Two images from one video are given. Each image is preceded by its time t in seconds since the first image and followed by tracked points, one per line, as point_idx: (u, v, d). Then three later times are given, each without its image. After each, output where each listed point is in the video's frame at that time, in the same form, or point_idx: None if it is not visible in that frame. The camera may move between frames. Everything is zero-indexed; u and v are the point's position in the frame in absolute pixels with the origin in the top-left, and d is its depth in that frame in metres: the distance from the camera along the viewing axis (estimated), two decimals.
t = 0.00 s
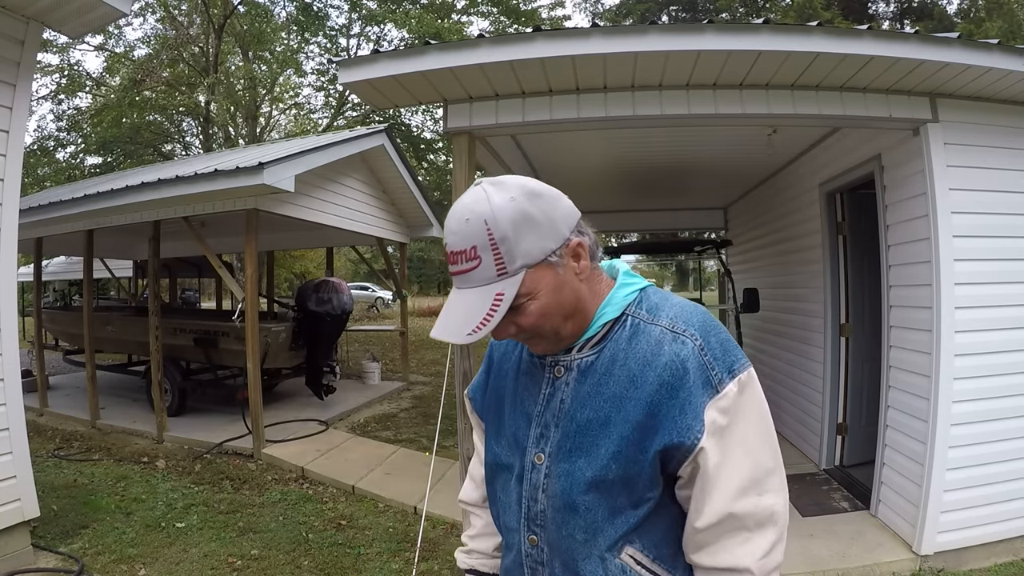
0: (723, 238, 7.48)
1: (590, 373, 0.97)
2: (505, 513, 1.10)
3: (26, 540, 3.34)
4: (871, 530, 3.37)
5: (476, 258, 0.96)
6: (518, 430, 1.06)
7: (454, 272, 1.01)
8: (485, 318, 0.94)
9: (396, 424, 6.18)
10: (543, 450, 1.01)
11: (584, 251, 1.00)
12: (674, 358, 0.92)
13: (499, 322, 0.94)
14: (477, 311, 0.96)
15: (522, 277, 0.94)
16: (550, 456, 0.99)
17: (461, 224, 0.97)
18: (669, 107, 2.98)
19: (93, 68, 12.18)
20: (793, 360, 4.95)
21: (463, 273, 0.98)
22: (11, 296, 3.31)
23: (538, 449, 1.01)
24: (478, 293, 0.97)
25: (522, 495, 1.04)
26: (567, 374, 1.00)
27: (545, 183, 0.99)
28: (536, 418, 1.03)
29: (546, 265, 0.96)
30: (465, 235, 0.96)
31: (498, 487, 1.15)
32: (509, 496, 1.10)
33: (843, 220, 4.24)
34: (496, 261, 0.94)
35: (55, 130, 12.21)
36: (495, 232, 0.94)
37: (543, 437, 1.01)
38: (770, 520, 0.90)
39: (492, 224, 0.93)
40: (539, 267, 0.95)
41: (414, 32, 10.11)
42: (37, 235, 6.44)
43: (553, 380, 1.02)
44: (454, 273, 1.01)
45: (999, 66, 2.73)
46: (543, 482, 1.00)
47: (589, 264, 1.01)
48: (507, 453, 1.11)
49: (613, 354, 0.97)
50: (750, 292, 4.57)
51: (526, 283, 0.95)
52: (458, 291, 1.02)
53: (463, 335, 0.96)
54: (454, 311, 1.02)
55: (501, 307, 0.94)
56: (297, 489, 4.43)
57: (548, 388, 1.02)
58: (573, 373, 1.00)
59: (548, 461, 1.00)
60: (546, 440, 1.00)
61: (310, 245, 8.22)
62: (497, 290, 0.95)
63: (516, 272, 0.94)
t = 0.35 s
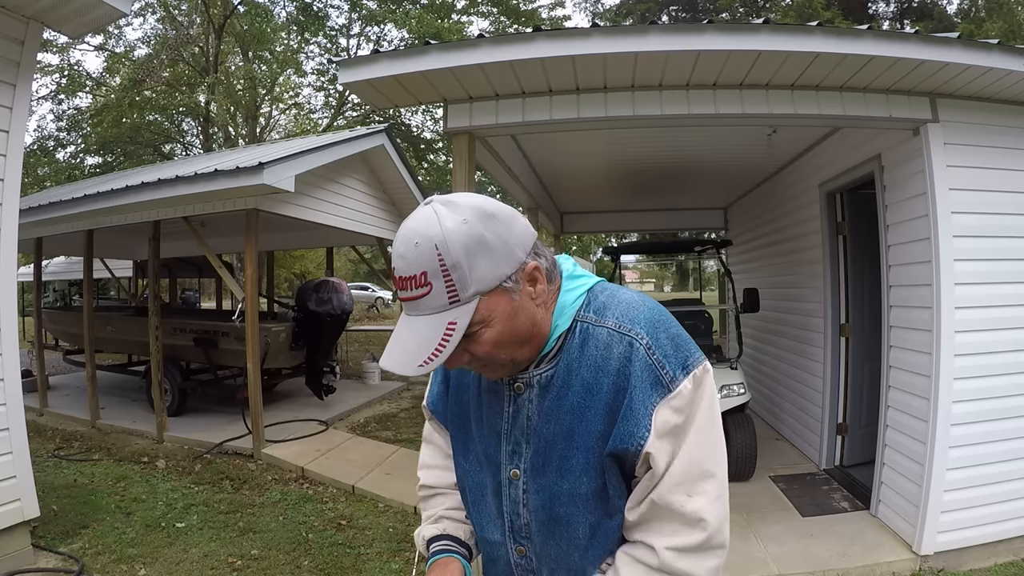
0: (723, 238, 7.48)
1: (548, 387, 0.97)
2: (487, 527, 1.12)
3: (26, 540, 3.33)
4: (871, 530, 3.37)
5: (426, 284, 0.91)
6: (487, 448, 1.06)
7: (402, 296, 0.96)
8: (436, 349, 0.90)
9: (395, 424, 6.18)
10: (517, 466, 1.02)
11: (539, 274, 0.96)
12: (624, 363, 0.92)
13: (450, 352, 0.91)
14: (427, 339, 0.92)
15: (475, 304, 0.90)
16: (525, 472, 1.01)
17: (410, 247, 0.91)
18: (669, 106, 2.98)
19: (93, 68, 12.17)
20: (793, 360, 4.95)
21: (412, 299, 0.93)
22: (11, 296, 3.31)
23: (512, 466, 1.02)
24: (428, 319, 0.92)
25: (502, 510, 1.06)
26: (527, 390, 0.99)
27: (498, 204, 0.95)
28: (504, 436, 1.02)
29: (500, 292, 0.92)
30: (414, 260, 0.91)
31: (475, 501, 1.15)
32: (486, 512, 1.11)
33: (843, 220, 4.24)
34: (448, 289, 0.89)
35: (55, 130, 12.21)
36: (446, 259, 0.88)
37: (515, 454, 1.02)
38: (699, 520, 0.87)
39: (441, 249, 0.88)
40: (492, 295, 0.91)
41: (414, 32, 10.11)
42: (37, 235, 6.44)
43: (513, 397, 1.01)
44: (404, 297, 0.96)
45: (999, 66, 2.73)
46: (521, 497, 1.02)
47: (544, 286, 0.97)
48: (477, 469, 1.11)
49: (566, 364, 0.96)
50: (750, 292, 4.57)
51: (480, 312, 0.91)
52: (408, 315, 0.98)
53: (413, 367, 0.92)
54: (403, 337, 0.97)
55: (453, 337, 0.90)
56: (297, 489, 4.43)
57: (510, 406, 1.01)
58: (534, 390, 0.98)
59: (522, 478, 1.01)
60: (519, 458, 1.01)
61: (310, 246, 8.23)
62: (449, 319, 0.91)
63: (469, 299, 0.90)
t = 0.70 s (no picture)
0: (723, 238, 7.48)
1: (530, 358, 1.01)
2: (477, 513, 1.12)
3: (26, 540, 3.33)
4: (871, 530, 3.37)
5: (441, 269, 0.92)
6: (471, 429, 1.08)
7: (410, 283, 0.95)
8: (451, 329, 0.90)
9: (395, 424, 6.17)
10: (505, 440, 1.05)
11: (530, 268, 1.02)
12: (593, 320, 1.01)
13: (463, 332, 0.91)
14: (440, 323, 0.92)
15: (484, 289, 0.93)
16: (513, 444, 1.04)
17: (425, 233, 0.92)
18: (669, 107, 2.98)
19: (93, 68, 12.16)
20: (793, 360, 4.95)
21: (423, 285, 0.93)
22: (11, 296, 3.31)
23: (499, 441, 1.05)
24: (439, 303, 0.93)
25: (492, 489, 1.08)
26: (512, 365, 1.03)
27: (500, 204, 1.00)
28: (490, 413, 1.05)
29: (505, 278, 0.95)
30: (429, 246, 0.92)
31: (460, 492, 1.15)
32: (476, 492, 1.12)
33: (843, 220, 4.24)
34: (463, 272, 0.91)
35: (55, 130, 12.20)
36: (463, 243, 0.91)
37: (502, 428, 1.05)
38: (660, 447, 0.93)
39: (459, 234, 0.90)
40: (500, 279, 0.94)
41: (414, 32, 10.11)
42: (37, 235, 6.44)
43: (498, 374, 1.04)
44: (413, 284, 0.96)
45: (999, 66, 2.73)
46: (512, 470, 1.04)
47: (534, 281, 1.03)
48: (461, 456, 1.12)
49: (542, 331, 1.01)
50: (750, 292, 4.57)
51: (490, 295, 0.93)
52: (413, 303, 0.97)
53: (428, 348, 0.91)
54: (410, 323, 0.96)
55: (467, 317, 0.91)
56: (297, 489, 4.43)
57: (495, 381, 1.05)
58: (518, 364, 1.02)
59: (510, 449, 1.04)
60: (506, 431, 1.04)
61: (310, 245, 8.23)
62: (463, 301, 0.92)
63: (480, 283, 0.92)
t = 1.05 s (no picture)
0: (723, 238, 7.48)
1: (526, 359, 1.03)
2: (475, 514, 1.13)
3: (26, 540, 3.33)
4: (871, 530, 3.37)
5: (447, 272, 0.93)
6: (467, 432, 1.08)
7: (414, 285, 0.96)
8: (461, 329, 0.91)
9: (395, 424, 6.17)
10: (502, 443, 1.05)
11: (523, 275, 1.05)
12: (587, 319, 1.04)
13: (472, 333, 0.92)
14: (448, 324, 0.92)
15: (488, 290, 0.95)
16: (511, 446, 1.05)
17: (431, 236, 0.93)
18: (669, 107, 2.98)
19: (93, 67, 12.14)
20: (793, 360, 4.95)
21: (429, 287, 0.94)
22: (11, 296, 3.31)
23: (497, 443, 1.05)
24: (446, 305, 0.94)
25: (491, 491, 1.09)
26: (508, 367, 1.04)
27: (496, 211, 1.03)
28: (487, 415, 1.06)
29: (506, 281, 0.98)
30: (434, 248, 0.92)
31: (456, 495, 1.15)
32: (473, 492, 1.13)
33: (843, 220, 4.24)
34: (470, 273, 0.93)
35: (55, 130, 12.20)
36: (470, 244, 0.92)
37: (499, 431, 1.05)
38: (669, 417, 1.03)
39: (466, 235, 0.92)
40: (501, 282, 0.97)
41: (414, 32, 10.12)
42: (37, 235, 6.44)
43: (494, 376, 1.05)
44: (416, 287, 0.96)
45: (999, 66, 2.72)
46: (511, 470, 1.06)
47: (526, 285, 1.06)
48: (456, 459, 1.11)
49: (536, 331, 1.04)
50: (750, 292, 4.57)
51: (494, 297, 0.95)
52: (416, 307, 0.97)
53: (437, 349, 0.91)
54: (414, 325, 0.96)
55: (476, 317, 0.92)
56: (297, 489, 4.43)
57: (491, 384, 1.05)
58: (515, 365, 1.04)
59: (508, 451, 1.04)
60: (503, 433, 1.05)
61: (309, 246, 8.23)
62: (469, 302, 0.93)
63: (485, 284, 0.94)
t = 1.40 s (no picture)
0: (723, 238, 7.49)
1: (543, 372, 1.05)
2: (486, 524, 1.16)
3: (26, 540, 3.34)
4: (871, 530, 3.37)
5: (480, 271, 0.94)
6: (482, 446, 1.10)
7: (445, 285, 0.96)
8: (495, 331, 0.91)
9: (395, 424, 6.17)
10: (515, 458, 1.08)
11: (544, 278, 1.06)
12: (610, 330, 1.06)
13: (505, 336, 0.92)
14: (481, 325, 0.92)
15: (520, 292, 0.96)
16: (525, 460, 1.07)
17: (464, 234, 0.94)
18: (669, 107, 2.98)
19: (93, 67, 12.13)
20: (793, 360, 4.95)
21: (462, 286, 0.95)
22: (11, 296, 3.31)
23: (510, 458, 1.08)
24: (477, 303, 0.94)
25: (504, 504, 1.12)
26: (525, 380, 1.07)
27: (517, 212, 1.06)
28: (500, 430, 1.08)
29: (533, 284, 0.99)
30: (467, 245, 0.94)
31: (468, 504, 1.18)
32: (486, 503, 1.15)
33: (843, 220, 4.24)
34: (504, 273, 0.94)
35: (55, 130, 12.19)
36: (504, 243, 0.94)
37: (513, 446, 1.07)
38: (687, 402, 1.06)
39: (500, 233, 0.94)
40: (530, 285, 0.98)
41: (415, 32, 10.13)
42: (37, 235, 6.44)
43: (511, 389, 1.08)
44: (447, 286, 0.96)
45: (999, 65, 2.72)
46: (525, 485, 1.08)
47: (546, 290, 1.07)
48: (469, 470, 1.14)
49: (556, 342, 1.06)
50: (750, 292, 4.57)
51: (524, 300, 0.97)
52: (444, 307, 0.97)
53: (470, 351, 0.90)
54: (443, 325, 0.95)
55: (509, 318, 0.93)
56: (297, 489, 4.43)
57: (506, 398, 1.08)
58: (532, 378, 1.06)
59: (522, 466, 1.07)
60: (517, 447, 1.07)
61: (309, 246, 8.23)
62: (502, 303, 0.94)
63: (517, 285, 0.95)
